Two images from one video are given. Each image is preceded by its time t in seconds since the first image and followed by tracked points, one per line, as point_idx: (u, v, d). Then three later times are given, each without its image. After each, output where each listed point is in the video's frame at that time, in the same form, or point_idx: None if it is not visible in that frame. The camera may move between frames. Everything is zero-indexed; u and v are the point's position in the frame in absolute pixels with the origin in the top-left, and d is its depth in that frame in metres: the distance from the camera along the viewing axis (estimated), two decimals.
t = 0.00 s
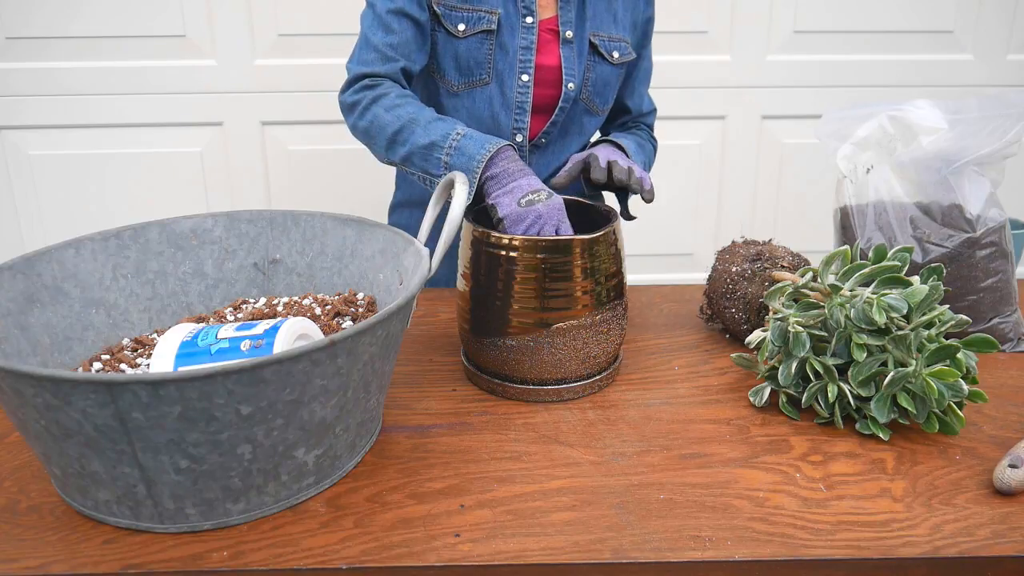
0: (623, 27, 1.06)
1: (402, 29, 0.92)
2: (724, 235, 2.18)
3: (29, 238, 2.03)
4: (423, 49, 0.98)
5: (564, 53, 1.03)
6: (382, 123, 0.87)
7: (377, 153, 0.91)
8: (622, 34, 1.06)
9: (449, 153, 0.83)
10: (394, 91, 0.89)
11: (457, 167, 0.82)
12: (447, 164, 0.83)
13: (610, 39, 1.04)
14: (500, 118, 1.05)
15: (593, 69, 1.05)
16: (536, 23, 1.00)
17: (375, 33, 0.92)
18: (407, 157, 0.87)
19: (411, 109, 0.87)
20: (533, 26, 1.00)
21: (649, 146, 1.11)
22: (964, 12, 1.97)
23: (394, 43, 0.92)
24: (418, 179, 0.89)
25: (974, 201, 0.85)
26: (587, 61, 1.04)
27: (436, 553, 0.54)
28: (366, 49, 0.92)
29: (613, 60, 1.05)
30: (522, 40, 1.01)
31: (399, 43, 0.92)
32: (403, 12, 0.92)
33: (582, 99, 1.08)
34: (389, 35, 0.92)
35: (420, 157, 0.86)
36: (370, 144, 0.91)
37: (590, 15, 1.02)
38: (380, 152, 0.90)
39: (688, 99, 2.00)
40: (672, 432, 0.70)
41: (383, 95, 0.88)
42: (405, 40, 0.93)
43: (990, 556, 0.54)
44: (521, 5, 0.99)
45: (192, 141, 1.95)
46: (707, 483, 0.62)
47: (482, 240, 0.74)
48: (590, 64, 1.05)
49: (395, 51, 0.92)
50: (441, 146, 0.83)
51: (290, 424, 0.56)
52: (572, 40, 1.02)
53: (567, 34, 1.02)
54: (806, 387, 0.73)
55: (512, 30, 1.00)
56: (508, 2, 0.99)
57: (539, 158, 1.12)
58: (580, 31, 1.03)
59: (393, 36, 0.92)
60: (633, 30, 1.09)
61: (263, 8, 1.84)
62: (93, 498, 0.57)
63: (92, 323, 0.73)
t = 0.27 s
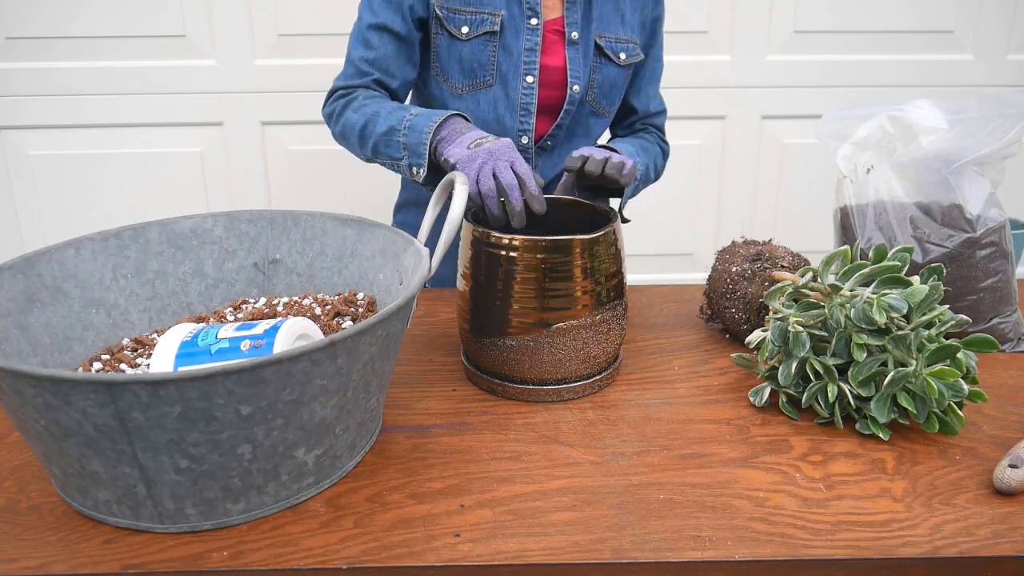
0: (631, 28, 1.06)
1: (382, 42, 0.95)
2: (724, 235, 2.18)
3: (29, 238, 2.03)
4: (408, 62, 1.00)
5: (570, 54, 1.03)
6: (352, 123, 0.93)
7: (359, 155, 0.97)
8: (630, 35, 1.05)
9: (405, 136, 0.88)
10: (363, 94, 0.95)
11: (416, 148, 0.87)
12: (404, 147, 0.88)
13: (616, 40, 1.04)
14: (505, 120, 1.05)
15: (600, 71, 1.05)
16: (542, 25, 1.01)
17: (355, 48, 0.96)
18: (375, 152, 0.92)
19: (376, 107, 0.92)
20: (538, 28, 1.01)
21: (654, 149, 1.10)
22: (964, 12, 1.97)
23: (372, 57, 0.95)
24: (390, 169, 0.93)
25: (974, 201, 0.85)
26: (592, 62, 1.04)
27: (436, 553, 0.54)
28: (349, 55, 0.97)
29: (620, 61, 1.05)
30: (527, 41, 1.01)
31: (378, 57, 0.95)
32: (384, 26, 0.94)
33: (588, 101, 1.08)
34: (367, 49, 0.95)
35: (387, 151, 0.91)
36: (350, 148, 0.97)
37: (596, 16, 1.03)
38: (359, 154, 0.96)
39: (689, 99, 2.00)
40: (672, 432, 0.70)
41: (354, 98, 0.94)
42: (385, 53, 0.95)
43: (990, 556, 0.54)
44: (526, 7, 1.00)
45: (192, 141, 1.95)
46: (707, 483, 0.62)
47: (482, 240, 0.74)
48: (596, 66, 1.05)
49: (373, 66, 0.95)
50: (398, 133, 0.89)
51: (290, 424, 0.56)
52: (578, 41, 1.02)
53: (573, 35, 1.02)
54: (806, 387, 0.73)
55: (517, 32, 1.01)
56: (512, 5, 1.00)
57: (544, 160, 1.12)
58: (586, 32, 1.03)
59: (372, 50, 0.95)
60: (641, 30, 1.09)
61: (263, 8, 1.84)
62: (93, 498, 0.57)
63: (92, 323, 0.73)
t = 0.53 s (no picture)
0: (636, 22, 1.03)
1: (375, 43, 0.98)
2: (724, 235, 2.18)
3: (29, 238, 2.03)
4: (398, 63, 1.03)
5: (565, 55, 1.03)
6: (334, 127, 0.95)
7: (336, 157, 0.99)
8: (634, 30, 1.03)
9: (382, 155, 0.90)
10: (350, 98, 0.96)
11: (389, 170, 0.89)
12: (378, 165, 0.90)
13: (616, 37, 1.03)
14: (494, 121, 1.04)
15: (596, 69, 1.05)
16: (534, 26, 1.01)
17: (347, 47, 0.99)
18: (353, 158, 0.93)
19: (360, 117, 0.94)
20: (531, 29, 1.01)
21: (671, 146, 1.00)
22: (964, 12, 1.97)
23: (362, 56, 0.98)
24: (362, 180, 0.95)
25: (974, 201, 0.85)
26: (588, 60, 1.04)
27: (436, 553, 0.54)
28: (338, 57, 0.99)
29: (620, 58, 1.04)
30: (518, 43, 1.01)
31: (368, 56, 0.98)
32: (377, 27, 0.98)
33: (586, 100, 1.08)
34: (359, 48, 0.98)
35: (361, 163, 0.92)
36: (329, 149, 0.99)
37: (591, 15, 1.03)
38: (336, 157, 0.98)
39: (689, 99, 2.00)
40: (672, 432, 0.69)
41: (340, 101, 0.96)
42: (376, 54, 0.99)
43: (990, 556, 0.54)
44: (520, 8, 1.01)
45: (192, 141, 1.95)
46: (707, 483, 0.62)
47: (478, 238, 0.74)
48: (593, 64, 1.04)
49: (363, 66, 0.98)
50: (376, 150, 0.90)
51: (290, 424, 0.56)
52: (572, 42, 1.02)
53: (567, 36, 1.02)
54: (807, 387, 0.73)
55: (508, 34, 1.01)
56: (505, 7, 1.01)
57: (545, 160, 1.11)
58: (581, 31, 1.03)
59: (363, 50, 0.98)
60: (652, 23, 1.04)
61: (263, 9, 1.84)
62: (93, 498, 0.57)
63: (92, 324, 0.73)
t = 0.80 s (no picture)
0: (636, 21, 1.03)
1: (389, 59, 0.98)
2: (724, 235, 2.18)
3: (29, 238, 2.03)
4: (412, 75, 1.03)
5: (565, 56, 1.03)
6: (369, 146, 0.97)
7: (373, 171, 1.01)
8: (633, 29, 1.03)
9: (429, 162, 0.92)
10: (377, 115, 0.98)
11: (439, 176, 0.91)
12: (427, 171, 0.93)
13: (615, 36, 1.03)
14: (494, 127, 1.04)
15: (597, 68, 1.04)
16: (532, 31, 1.01)
17: (361, 65, 0.99)
18: (397, 173, 0.96)
19: (394, 131, 0.96)
20: (529, 34, 1.01)
21: (701, 135, 1.01)
22: (964, 11, 1.97)
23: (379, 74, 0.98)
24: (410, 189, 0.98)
25: (974, 201, 0.85)
26: (588, 60, 1.04)
27: (436, 553, 0.54)
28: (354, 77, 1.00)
29: (620, 57, 1.04)
30: (516, 48, 1.01)
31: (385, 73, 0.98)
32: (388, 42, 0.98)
33: (587, 100, 1.08)
34: (374, 67, 0.98)
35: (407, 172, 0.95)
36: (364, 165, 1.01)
37: (590, 15, 1.02)
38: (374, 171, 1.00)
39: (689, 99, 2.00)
40: (672, 432, 0.69)
41: (369, 121, 0.98)
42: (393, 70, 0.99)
43: (990, 556, 0.54)
44: (517, 13, 1.00)
45: (192, 141, 1.95)
46: (707, 483, 0.62)
47: (499, 236, 0.75)
48: (593, 64, 1.04)
49: (381, 83, 0.99)
50: (420, 159, 0.93)
51: (290, 424, 0.56)
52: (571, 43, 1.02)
53: (567, 36, 1.02)
54: (806, 387, 0.73)
55: (506, 39, 1.01)
56: (502, 13, 1.01)
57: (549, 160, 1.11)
58: (581, 32, 1.03)
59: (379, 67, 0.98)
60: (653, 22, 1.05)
61: (263, 8, 1.84)
62: (93, 498, 0.57)
63: (92, 324, 0.73)
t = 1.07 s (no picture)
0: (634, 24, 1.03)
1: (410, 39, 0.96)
2: (724, 235, 2.18)
3: (29, 238, 2.03)
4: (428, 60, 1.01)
5: (567, 56, 1.03)
6: (393, 129, 0.92)
7: (391, 159, 0.96)
8: (632, 32, 1.03)
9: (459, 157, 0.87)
10: (404, 98, 0.93)
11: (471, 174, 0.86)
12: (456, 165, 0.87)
13: (616, 38, 1.03)
14: (497, 122, 1.05)
15: (596, 70, 1.05)
16: (536, 29, 1.00)
17: (383, 44, 0.96)
18: (421, 160, 0.91)
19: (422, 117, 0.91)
20: (532, 32, 1.00)
21: (689, 139, 1.02)
22: (964, 12, 1.97)
23: (399, 53, 0.95)
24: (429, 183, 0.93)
25: (974, 201, 0.85)
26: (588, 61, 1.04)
27: (436, 553, 0.54)
28: (375, 56, 0.96)
29: (619, 59, 1.04)
30: (521, 45, 1.01)
31: (405, 53, 0.96)
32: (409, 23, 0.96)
33: (586, 100, 1.08)
34: (395, 45, 0.95)
35: (432, 162, 0.90)
36: (383, 151, 0.96)
37: (591, 16, 1.02)
38: (393, 158, 0.95)
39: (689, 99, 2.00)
40: (672, 432, 0.70)
41: (395, 103, 0.93)
42: (413, 50, 0.96)
43: (990, 556, 0.54)
44: (522, 11, 1.00)
45: (192, 141, 1.95)
46: (707, 483, 0.62)
47: (511, 236, 0.75)
48: (593, 65, 1.04)
49: (402, 63, 0.96)
50: (451, 151, 0.87)
51: (290, 424, 0.56)
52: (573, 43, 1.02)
53: (569, 37, 1.02)
54: (806, 387, 0.73)
55: (511, 36, 1.01)
56: (508, 9, 1.00)
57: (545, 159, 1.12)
58: (582, 32, 1.03)
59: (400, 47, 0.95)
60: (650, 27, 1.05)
61: (263, 8, 1.84)
62: (93, 498, 0.57)
63: (92, 324, 0.73)
